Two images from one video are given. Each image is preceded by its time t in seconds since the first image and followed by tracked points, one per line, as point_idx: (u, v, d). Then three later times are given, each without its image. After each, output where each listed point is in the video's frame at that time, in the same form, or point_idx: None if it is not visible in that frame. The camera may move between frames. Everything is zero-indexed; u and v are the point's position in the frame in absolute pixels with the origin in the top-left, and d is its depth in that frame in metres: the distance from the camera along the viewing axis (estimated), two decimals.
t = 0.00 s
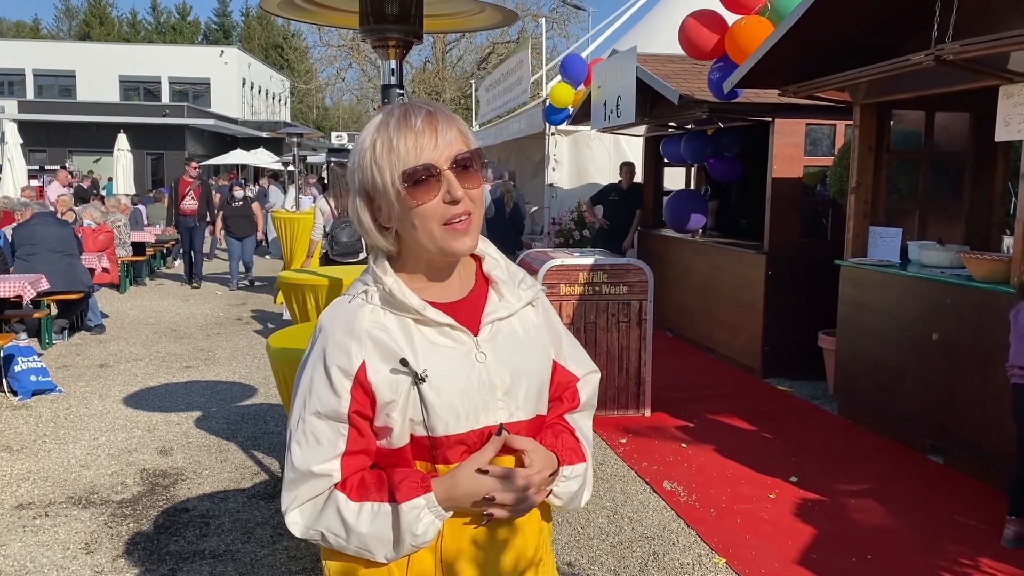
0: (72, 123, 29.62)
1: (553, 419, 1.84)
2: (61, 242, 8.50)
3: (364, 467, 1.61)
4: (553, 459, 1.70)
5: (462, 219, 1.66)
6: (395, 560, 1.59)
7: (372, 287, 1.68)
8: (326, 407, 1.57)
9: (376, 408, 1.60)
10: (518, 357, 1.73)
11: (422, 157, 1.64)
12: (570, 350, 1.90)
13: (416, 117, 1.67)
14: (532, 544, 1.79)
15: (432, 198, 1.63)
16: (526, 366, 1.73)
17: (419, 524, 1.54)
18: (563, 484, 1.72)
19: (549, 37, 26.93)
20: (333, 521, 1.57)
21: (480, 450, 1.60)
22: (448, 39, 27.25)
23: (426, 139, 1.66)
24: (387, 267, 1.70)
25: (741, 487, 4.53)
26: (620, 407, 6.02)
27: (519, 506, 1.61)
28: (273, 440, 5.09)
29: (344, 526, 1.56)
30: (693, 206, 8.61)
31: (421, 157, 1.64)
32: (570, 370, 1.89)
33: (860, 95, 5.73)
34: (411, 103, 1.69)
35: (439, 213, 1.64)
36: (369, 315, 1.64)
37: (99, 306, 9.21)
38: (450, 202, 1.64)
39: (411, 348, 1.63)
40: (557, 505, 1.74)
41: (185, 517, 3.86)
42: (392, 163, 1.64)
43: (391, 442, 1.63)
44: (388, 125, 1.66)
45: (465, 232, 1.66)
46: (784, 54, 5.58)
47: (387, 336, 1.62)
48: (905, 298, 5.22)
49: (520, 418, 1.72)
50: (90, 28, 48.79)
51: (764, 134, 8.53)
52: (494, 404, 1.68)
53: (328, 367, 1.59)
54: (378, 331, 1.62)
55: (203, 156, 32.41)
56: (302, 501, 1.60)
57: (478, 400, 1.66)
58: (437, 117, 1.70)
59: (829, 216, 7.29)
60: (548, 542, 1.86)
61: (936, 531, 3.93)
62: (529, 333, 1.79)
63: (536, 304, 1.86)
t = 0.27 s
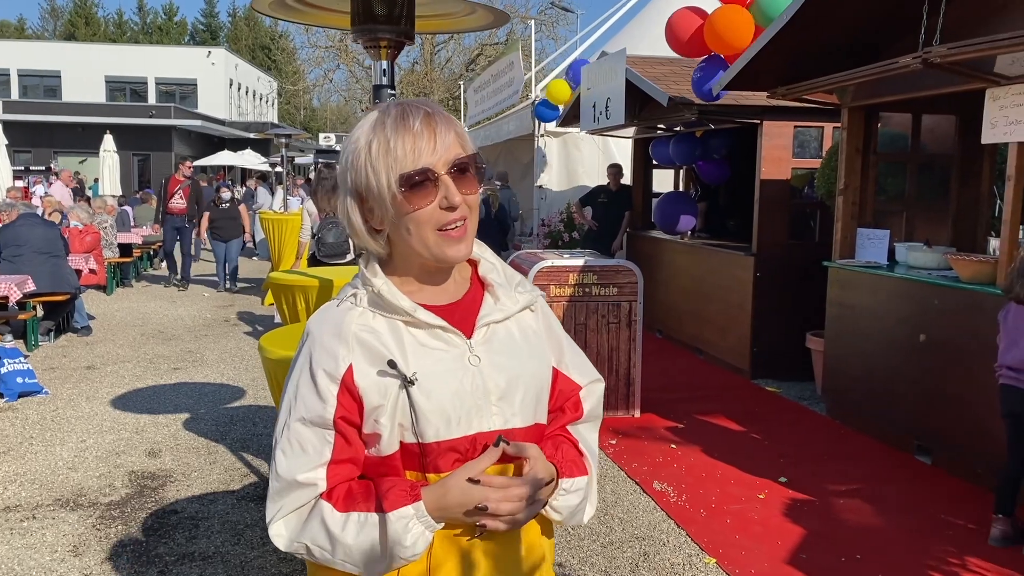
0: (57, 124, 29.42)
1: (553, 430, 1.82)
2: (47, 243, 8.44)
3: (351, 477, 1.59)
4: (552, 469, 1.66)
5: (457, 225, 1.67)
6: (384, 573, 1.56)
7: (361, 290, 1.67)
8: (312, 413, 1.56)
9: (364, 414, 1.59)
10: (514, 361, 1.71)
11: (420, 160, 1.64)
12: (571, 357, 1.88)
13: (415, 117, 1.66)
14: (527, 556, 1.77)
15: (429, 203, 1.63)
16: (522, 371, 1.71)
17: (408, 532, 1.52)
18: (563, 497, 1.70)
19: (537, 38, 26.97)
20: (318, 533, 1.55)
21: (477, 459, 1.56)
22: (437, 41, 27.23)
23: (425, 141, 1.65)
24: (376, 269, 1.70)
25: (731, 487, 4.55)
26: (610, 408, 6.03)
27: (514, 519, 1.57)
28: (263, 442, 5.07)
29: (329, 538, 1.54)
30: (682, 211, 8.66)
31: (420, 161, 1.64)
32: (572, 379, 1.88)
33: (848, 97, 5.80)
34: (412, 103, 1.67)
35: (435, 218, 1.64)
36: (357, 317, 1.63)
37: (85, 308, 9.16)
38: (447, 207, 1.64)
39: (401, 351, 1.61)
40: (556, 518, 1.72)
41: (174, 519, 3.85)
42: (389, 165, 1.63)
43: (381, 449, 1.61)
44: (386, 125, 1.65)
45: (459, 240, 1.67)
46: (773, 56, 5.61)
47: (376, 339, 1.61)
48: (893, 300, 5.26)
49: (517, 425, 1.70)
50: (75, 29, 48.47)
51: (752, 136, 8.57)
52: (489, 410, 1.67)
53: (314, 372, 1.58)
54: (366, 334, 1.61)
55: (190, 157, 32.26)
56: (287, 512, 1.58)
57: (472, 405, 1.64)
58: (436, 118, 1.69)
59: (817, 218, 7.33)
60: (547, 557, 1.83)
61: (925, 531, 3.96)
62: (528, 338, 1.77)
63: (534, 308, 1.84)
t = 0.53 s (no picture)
0: (45, 125, 29.26)
1: (548, 446, 1.82)
2: (36, 244, 8.39)
3: (340, 488, 1.58)
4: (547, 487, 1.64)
5: (454, 231, 1.67)
6: None
7: (355, 296, 1.67)
8: (300, 421, 1.55)
9: (355, 423, 1.58)
10: (510, 373, 1.71)
11: (420, 162, 1.64)
12: (570, 373, 1.88)
13: (416, 120, 1.66)
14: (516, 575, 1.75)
15: (426, 207, 1.63)
16: (518, 383, 1.71)
17: (396, 545, 1.50)
18: (557, 515, 1.68)
19: (528, 40, 27.01)
20: (303, 545, 1.53)
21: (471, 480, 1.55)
22: (427, 41, 27.19)
23: (425, 143, 1.65)
24: (371, 276, 1.70)
25: (723, 488, 4.56)
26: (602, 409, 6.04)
27: (505, 539, 1.54)
28: (254, 444, 5.05)
29: (314, 550, 1.52)
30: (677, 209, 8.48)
31: (419, 163, 1.63)
32: (571, 394, 1.87)
33: (839, 99, 5.81)
34: (413, 104, 1.67)
35: (432, 222, 1.63)
36: (350, 323, 1.63)
37: (74, 309, 9.11)
38: (444, 212, 1.64)
39: (394, 358, 1.61)
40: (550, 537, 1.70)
41: (165, 521, 3.83)
42: (387, 166, 1.63)
43: (372, 461, 1.60)
44: (387, 125, 1.65)
45: (455, 246, 1.66)
46: (763, 58, 5.63)
47: (368, 345, 1.60)
48: (883, 301, 5.28)
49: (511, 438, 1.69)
50: (63, 29, 48.23)
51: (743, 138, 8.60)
52: (484, 421, 1.66)
53: (304, 378, 1.57)
54: (359, 339, 1.61)
55: (180, 158, 32.14)
56: (272, 523, 1.56)
57: (467, 415, 1.63)
58: (437, 121, 1.69)
59: (807, 220, 7.36)
60: None
61: (916, 531, 3.97)
62: (526, 349, 1.77)
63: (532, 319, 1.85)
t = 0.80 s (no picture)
0: (36, 125, 29.13)
1: (542, 452, 1.82)
2: (27, 245, 8.35)
3: (337, 497, 1.56)
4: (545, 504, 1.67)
5: (459, 229, 1.66)
6: None
7: (357, 299, 1.65)
8: (299, 429, 1.53)
9: (355, 431, 1.57)
10: (512, 381, 1.71)
11: (427, 157, 1.64)
12: (564, 381, 1.88)
13: (422, 115, 1.67)
14: None
15: (432, 203, 1.62)
16: (519, 392, 1.71)
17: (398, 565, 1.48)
18: (552, 525, 1.68)
19: (521, 42, 27.04)
20: (299, 557, 1.50)
21: (476, 500, 1.55)
22: (420, 43, 27.18)
23: (433, 139, 1.66)
24: (371, 277, 1.69)
25: (717, 488, 4.57)
26: (595, 410, 6.04)
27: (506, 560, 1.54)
28: (247, 445, 5.04)
29: (312, 562, 1.50)
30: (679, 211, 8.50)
31: (426, 158, 1.64)
32: (563, 402, 1.88)
33: (831, 100, 5.85)
34: (421, 99, 1.68)
35: (438, 218, 1.63)
36: (351, 328, 1.60)
37: (66, 310, 9.07)
38: (451, 208, 1.64)
39: (398, 366, 1.59)
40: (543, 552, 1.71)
41: (158, 523, 3.81)
42: (392, 159, 1.63)
43: (370, 470, 1.59)
44: (393, 118, 1.65)
45: (459, 243, 1.66)
46: (757, 59, 5.64)
47: (370, 353, 1.58)
48: (876, 301, 5.30)
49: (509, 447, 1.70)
50: (54, 29, 48.04)
51: (736, 140, 8.62)
52: (487, 432, 1.66)
53: (304, 385, 1.54)
54: (360, 347, 1.58)
55: (172, 158, 32.03)
56: (266, 533, 1.53)
57: (470, 425, 1.63)
58: (444, 118, 1.70)
59: (800, 221, 7.38)
60: None
61: (909, 531, 3.99)
62: (525, 357, 1.78)
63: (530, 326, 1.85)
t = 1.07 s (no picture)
0: (31, 126, 29.07)
1: (540, 450, 1.82)
2: (22, 245, 8.33)
3: (342, 499, 1.54)
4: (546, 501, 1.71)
5: (443, 235, 1.64)
6: None
7: (361, 300, 1.64)
8: (306, 432, 1.51)
9: (361, 435, 1.55)
10: (514, 384, 1.72)
11: (410, 160, 1.63)
12: (562, 378, 1.89)
13: (410, 116, 1.67)
14: None
15: (411, 207, 1.62)
16: (522, 394, 1.72)
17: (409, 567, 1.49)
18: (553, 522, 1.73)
19: (516, 43, 27.04)
20: (307, 561, 1.49)
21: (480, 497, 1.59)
22: (416, 44, 27.17)
23: (416, 140, 1.65)
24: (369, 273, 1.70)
25: (713, 488, 4.58)
26: (591, 410, 6.04)
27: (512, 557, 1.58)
28: (243, 446, 5.03)
29: (320, 566, 1.48)
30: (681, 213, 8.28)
31: (408, 160, 1.63)
32: (562, 400, 1.88)
33: (826, 101, 5.81)
34: (411, 100, 1.68)
35: (417, 223, 1.62)
36: (356, 331, 1.59)
37: (61, 310, 9.06)
38: (430, 213, 1.62)
39: (403, 371, 1.59)
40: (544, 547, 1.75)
41: (154, 523, 3.81)
42: (375, 161, 1.63)
43: (376, 473, 1.59)
44: (380, 120, 1.66)
45: (441, 248, 1.63)
46: (753, 60, 5.65)
47: (374, 357, 1.57)
48: (871, 302, 5.31)
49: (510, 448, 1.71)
50: (49, 29, 47.94)
51: (732, 141, 8.63)
52: (491, 434, 1.67)
53: (310, 388, 1.52)
54: (366, 350, 1.57)
55: (167, 159, 31.99)
56: (271, 536, 1.51)
57: (474, 428, 1.64)
58: (436, 118, 1.69)
59: (796, 222, 7.39)
60: None
61: (904, 531, 4.00)
62: (526, 357, 1.79)
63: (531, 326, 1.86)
